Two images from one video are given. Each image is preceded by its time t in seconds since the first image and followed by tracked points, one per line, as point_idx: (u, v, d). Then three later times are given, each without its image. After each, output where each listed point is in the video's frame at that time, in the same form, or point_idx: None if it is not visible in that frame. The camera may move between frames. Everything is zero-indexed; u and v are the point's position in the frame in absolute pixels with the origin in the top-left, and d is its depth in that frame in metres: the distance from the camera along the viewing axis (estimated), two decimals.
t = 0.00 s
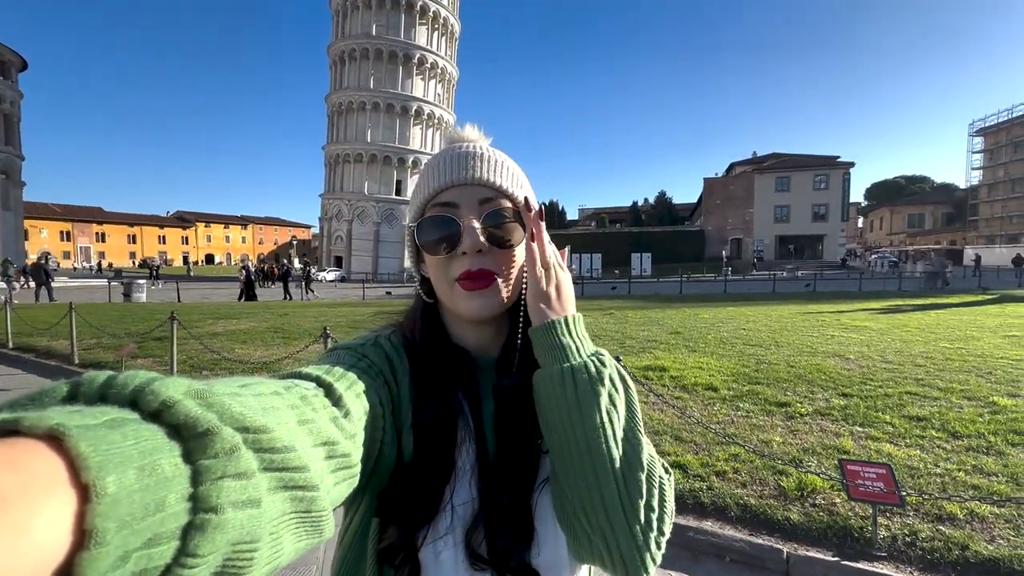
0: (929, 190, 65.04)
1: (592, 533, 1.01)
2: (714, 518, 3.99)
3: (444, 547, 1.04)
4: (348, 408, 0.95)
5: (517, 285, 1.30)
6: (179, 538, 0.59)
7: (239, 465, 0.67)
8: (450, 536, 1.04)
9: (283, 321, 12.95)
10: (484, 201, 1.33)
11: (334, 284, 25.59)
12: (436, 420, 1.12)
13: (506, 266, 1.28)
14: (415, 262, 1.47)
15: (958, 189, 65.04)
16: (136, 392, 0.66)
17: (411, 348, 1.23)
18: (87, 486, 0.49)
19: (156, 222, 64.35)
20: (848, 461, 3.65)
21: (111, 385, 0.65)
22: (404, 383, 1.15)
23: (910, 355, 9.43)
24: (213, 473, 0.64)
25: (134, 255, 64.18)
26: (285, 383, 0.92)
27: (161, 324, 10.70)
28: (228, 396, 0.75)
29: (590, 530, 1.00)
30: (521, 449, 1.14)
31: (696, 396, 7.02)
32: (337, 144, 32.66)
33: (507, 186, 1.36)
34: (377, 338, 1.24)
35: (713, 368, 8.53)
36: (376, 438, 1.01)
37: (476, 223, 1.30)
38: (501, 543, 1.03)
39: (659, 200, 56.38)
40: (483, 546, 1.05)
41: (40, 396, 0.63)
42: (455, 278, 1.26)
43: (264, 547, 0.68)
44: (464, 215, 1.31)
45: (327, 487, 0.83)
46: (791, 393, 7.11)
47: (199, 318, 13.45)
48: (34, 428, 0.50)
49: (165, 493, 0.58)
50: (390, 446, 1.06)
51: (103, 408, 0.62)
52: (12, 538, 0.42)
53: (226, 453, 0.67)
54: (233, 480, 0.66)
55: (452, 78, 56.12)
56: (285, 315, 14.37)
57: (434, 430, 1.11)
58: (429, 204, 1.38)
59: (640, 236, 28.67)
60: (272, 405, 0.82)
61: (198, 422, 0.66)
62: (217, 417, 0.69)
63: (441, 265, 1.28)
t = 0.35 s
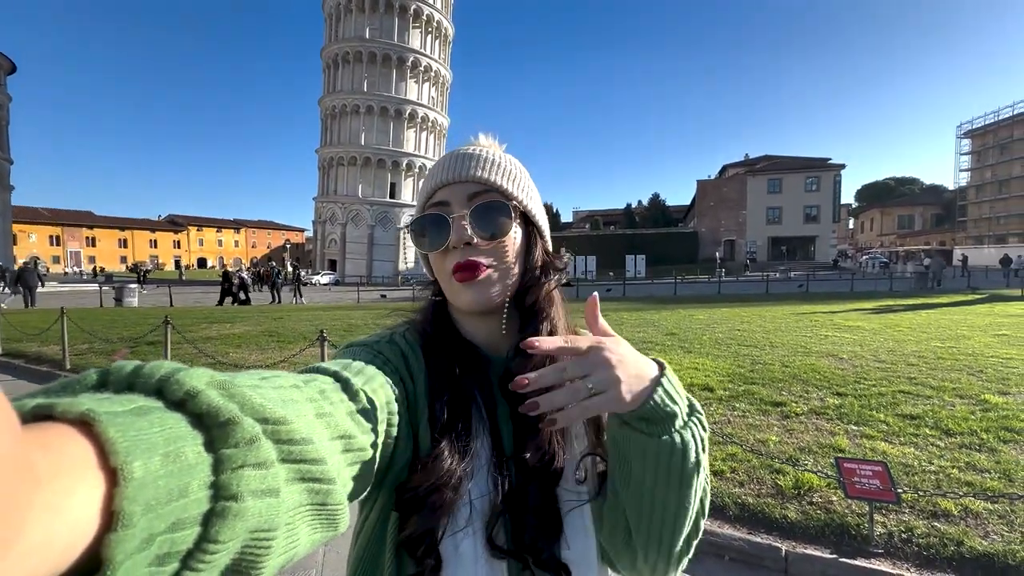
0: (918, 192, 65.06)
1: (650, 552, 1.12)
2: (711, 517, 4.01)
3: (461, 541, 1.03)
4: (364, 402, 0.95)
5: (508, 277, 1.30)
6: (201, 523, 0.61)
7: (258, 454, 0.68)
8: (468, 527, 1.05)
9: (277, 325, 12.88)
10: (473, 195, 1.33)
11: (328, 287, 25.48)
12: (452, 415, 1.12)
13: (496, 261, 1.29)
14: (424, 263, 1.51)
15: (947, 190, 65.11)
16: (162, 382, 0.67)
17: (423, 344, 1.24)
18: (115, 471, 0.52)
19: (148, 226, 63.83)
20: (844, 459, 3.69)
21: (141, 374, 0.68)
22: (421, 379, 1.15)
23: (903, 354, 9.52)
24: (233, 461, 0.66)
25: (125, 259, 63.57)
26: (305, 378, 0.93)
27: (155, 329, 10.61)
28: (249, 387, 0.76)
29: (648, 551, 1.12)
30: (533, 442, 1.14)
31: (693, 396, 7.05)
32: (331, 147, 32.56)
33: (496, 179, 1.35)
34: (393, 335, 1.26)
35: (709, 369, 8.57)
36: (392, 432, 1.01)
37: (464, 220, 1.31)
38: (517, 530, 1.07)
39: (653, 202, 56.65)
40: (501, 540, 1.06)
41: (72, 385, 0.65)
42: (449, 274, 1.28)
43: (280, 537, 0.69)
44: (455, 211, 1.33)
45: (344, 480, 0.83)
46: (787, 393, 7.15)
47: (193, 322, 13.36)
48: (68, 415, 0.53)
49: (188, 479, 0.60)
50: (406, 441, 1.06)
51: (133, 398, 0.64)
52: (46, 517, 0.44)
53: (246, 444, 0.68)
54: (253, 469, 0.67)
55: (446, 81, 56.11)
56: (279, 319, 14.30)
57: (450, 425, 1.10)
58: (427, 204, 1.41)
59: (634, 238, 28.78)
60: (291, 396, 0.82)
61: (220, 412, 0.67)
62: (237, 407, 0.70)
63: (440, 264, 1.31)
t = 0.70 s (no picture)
0: (914, 189, 65.03)
1: None
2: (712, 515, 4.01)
3: (456, 543, 1.03)
4: (353, 403, 0.94)
5: (512, 276, 1.32)
6: (186, 529, 0.60)
7: (245, 458, 0.68)
8: (465, 527, 1.04)
9: (275, 328, 12.85)
10: (482, 192, 1.34)
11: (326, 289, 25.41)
12: (443, 417, 1.11)
13: (506, 259, 1.31)
14: (416, 258, 1.47)
15: (943, 187, 65.09)
16: (143, 386, 0.67)
17: (416, 344, 1.23)
18: (96, 478, 0.52)
19: (145, 229, 63.60)
20: (845, 456, 3.69)
21: (120, 378, 0.67)
22: (411, 380, 1.15)
23: (900, 351, 9.54)
24: (217, 467, 0.65)
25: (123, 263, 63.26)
26: (292, 380, 0.94)
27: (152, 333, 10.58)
28: (234, 390, 0.76)
29: None
30: (533, 440, 1.17)
31: (692, 395, 7.06)
32: (328, 149, 32.48)
33: (507, 179, 1.38)
34: (382, 335, 1.25)
35: (708, 367, 8.58)
36: (381, 434, 1.01)
37: (475, 216, 1.31)
38: (521, 524, 1.09)
39: (651, 201, 56.53)
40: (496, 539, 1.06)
41: (49, 390, 0.65)
42: (456, 268, 1.25)
43: (268, 543, 0.69)
44: (465, 209, 1.32)
45: (332, 482, 0.82)
46: (786, 391, 7.17)
47: (191, 325, 13.34)
48: (44, 420, 0.52)
49: (172, 485, 0.59)
50: (395, 442, 1.06)
51: (114, 402, 0.64)
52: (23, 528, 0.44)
53: (233, 447, 0.68)
54: (239, 473, 0.67)
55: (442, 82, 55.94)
56: (277, 322, 14.27)
57: (441, 427, 1.09)
58: (430, 195, 1.38)
59: (632, 238, 28.78)
60: (277, 399, 0.82)
61: (204, 415, 0.67)
62: (222, 411, 0.70)
63: (442, 256, 1.29)
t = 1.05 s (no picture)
0: (921, 180, 65.02)
1: None
2: (717, 508, 4.03)
3: (451, 534, 1.06)
4: (352, 392, 0.98)
5: (508, 276, 1.35)
6: (185, 510, 0.63)
7: (243, 442, 0.71)
8: (459, 520, 1.08)
9: (282, 327, 12.97)
10: (468, 195, 1.36)
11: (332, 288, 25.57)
12: (441, 411, 1.13)
13: (498, 260, 1.33)
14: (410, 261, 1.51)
15: (950, 177, 65.05)
16: (144, 368, 0.69)
17: (417, 336, 1.27)
18: (95, 458, 0.53)
19: (152, 230, 64.21)
20: (849, 449, 3.71)
21: (120, 360, 0.69)
22: (409, 372, 1.17)
23: (907, 343, 9.49)
24: (216, 449, 0.68)
25: (131, 264, 63.89)
26: (292, 366, 0.97)
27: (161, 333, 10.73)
28: (234, 376, 0.79)
29: None
30: (529, 431, 1.19)
31: (697, 389, 7.07)
32: (331, 149, 32.62)
33: (490, 176, 1.38)
34: (383, 327, 1.28)
35: (714, 362, 8.58)
36: (379, 424, 1.04)
37: (460, 220, 1.33)
38: (516, 518, 1.12)
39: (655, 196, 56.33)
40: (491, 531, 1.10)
41: (50, 369, 0.66)
42: (448, 275, 1.29)
43: (266, 526, 0.72)
44: (450, 214, 1.34)
45: (330, 467, 0.86)
46: (791, 384, 7.18)
47: (199, 325, 13.51)
48: (45, 400, 0.53)
49: (171, 467, 0.62)
50: (393, 433, 1.09)
51: (113, 383, 0.65)
52: (24, 505, 0.45)
53: (231, 431, 0.70)
54: (238, 456, 0.70)
55: (444, 79, 55.93)
56: (284, 321, 14.40)
57: (438, 422, 1.12)
58: (416, 204, 1.41)
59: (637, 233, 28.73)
60: (277, 385, 0.85)
61: (203, 399, 0.69)
62: (222, 396, 0.73)
63: (434, 265, 1.32)
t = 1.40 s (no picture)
0: (940, 171, 65.02)
1: None
2: (730, 505, 4.03)
3: (451, 555, 1.09)
4: (359, 403, 0.99)
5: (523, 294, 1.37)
6: (189, 523, 0.64)
7: (249, 454, 0.73)
8: (459, 542, 1.10)
9: (295, 323, 13.12)
10: (491, 208, 1.38)
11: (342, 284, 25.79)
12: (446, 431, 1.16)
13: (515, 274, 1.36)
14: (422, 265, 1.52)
15: (969, 168, 65.01)
16: (153, 378, 0.71)
17: (423, 351, 1.29)
18: (101, 468, 0.54)
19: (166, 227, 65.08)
20: (864, 447, 3.68)
21: (129, 369, 0.71)
22: (414, 388, 1.20)
23: (924, 339, 9.35)
24: (223, 461, 0.69)
25: (146, 261, 64.85)
26: (300, 377, 0.99)
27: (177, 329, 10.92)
28: (242, 386, 0.81)
29: None
30: (533, 457, 1.21)
31: (709, 386, 7.04)
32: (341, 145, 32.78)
33: (514, 192, 1.41)
34: (393, 339, 1.30)
35: (726, 358, 8.52)
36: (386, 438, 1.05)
37: (480, 233, 1.35)
38: (513, 545, 1.14)
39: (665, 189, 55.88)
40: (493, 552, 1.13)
41: (62, 377, 0.69)
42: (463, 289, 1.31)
43: (272, 538, 0.73)
44: (470, 225, 1.36)
45: (335, 479, 0.88)
46: (805, 381, 7.12)
47: (214, 321, 13.72)
48: (54, 409, 0.55)
49: (176, 478, 0.62)
50: (398, 452, 1.11)
51: (122, 393, 0.67)
52: (32, 515, 0.46)
53: (238, 443, 0.72)
54: (244, 468, 0.72)
55: (452, 73, 55.82)
56: (296, 317, 14.57)
57: (443, 445, 1.14)
58: (437, 210, 1.43)
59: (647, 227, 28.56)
60: (283, 396, 0.87)
61: (211, 410, 0.71)
62: (229, 406, 0.74)
63: (450, 275, 1.34)
